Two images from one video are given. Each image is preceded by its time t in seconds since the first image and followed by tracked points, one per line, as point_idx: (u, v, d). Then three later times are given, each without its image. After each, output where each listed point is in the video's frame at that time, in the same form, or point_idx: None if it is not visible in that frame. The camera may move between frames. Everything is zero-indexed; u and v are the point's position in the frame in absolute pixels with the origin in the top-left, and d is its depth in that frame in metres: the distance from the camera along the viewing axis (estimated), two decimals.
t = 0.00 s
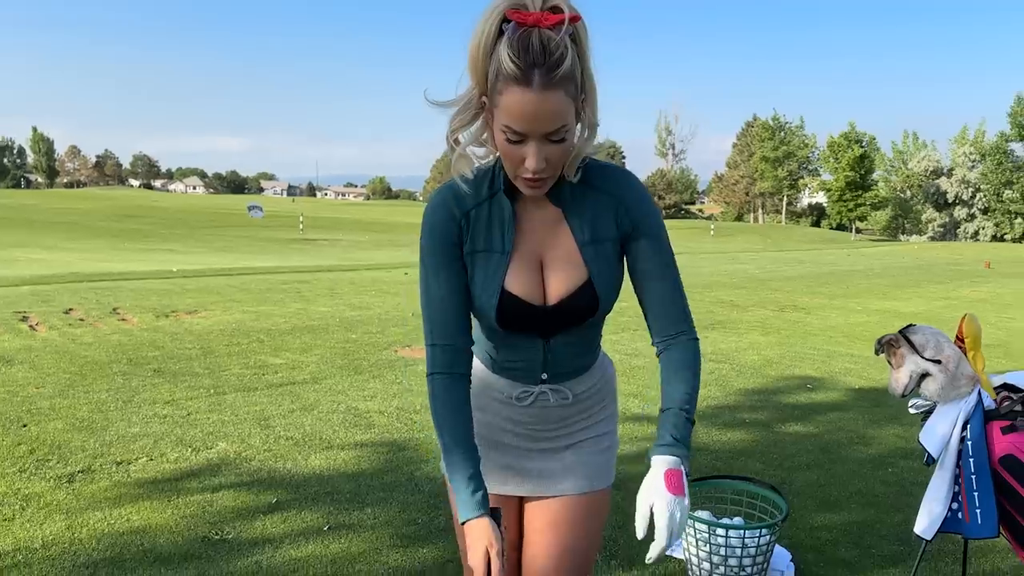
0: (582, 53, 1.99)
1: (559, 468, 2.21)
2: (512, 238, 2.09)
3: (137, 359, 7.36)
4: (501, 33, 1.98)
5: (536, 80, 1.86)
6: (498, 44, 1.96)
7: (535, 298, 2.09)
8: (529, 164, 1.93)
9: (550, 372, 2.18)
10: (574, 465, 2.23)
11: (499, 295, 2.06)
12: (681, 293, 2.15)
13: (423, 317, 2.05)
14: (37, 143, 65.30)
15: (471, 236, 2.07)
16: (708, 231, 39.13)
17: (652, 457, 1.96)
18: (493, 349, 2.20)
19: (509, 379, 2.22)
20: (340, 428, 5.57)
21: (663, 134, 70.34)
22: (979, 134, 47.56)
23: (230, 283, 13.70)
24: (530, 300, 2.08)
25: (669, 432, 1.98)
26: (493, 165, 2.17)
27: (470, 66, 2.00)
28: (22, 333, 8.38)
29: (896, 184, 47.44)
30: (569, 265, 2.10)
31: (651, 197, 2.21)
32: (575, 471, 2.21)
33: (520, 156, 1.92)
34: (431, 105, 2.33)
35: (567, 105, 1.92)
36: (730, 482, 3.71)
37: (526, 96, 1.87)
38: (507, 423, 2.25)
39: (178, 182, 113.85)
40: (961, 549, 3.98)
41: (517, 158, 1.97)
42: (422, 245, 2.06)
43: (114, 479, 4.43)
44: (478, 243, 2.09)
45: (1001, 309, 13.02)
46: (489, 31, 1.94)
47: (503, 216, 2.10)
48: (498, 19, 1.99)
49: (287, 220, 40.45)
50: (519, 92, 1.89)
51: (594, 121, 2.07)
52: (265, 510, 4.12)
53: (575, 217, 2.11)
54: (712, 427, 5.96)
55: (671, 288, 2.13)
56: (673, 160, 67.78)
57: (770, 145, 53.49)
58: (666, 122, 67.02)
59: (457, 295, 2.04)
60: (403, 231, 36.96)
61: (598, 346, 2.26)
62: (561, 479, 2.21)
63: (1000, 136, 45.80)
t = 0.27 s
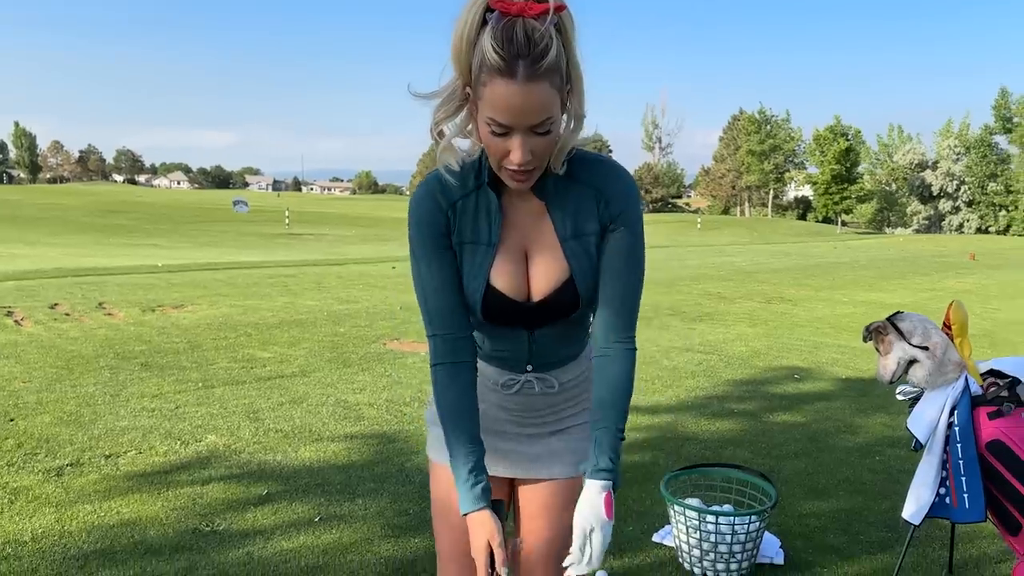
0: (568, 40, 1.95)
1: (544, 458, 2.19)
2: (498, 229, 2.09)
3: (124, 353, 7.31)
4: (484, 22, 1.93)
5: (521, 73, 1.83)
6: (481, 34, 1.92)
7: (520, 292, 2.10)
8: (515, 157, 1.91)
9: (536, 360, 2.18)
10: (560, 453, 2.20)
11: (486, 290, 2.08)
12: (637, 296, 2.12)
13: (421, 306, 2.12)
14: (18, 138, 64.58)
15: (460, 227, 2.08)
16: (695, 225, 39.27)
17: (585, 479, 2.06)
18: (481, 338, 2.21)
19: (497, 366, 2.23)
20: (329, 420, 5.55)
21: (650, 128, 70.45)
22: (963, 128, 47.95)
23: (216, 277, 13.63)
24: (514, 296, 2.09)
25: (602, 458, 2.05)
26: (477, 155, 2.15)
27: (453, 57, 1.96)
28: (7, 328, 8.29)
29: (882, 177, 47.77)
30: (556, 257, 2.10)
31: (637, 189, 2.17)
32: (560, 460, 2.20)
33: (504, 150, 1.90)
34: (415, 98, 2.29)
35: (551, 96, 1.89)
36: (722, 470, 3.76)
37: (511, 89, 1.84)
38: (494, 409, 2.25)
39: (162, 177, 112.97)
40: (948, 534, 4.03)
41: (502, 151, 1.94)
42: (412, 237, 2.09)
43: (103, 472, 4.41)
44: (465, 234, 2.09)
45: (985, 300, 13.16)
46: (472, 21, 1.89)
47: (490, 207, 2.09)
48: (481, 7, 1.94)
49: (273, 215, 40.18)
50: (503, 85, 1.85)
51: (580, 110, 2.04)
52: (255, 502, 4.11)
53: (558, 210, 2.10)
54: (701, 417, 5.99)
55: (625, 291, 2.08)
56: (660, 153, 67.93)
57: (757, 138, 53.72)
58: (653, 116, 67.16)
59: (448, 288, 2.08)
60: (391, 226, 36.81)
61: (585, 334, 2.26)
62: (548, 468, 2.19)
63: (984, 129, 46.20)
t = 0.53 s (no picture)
0: (534, 31, 1.90)
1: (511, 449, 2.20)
2: (465, 226, 2.03)
3: (113, 349, 7.27)
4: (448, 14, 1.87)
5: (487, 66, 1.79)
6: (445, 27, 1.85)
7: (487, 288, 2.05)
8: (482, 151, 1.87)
9: (502, 357, 2.14)
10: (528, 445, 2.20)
11: (453, 291, 2.02)
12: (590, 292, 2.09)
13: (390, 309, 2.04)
14: (3, 134, 63.97)
15: (428, 226, 2.01)
16: (685, 218, 39.36)
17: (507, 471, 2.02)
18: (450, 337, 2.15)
19: (461, 364, 2.16)
20: (321, 413, 5.54)
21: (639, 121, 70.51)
22: (950, 120, 48.25)
23: (206, 273, 13.57)
24: (481, 295, 2.04)
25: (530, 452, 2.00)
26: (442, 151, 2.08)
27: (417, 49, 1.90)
28: None
29: (870, 169, 48.01)
30: (520, 251, 2.05)
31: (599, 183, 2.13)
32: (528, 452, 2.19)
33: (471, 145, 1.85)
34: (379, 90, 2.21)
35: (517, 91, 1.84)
36: (715, 459, 3.79)
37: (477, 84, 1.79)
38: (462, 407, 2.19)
39: (148, 173, 112.17)
40: (937, 521, 4.06)
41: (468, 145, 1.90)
42: (379, 237, 2.00)
43: (94, 467, 4.39)
44: (433, 233, 2.03)
45: (972, 290, 13.29)
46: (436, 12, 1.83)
47: (456, 204, 2.02)
48: None
49: (261, 210, 39.99)
50: (469, 80, 1.81)
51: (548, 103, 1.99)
52: (247, 495, 4.10)
53: (520, 206, 2.04)
54: (692, 408, 6.01)
55: (574, 288, 2.04)
56: (649, 147, 68.02)
57: (745, 131, 53.86)
58: (642, 110, 67.21)
59: (418, 289, 2.00)
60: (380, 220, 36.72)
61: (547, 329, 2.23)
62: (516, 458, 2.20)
63: (970, 121, 46.52)
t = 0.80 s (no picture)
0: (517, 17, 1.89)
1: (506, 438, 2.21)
2: (450, 214, 2.03)
3: (105, 345, 7.23)
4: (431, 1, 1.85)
5: (472, 56, 1.79)
6: (429, 15, 1.84)
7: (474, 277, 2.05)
8: (469, 141, 1.87)
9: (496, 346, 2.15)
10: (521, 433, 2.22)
11: (439, 279, 2.02)
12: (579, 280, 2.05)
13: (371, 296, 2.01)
14: None
15: (413, 214, 2.00)
16: (676, 211, 39.43)
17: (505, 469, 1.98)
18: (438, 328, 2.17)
19: (453, 355, 2.18)
20: (315, 407, 5.54)
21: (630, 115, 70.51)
22: (939, 112, 48.43)
23: (197, 269, 13.52)
24: (467, 282, 2.04)
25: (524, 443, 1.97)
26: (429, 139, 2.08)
27: (400, 39, 1.88)
28: None
29: (860, 162, 48.15)
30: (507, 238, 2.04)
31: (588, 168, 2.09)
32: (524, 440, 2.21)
33: (459, 134, 1.86)
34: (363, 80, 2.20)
35: (505, 78, 1.83)
36: (708, 449, 3.80)
37: (462, 73, 1.78)
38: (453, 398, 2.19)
39: (137, 170, 111.51)
40: (928, 507, 4.10)
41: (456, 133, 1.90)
42: (363, 225, 1.99)
43: (88, 462, 4.38)
44: (418, 221, 2.02)
45: (962, 280, 13.38)
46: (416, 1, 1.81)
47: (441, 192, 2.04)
48: None
49: (251, 206, 39.81)
50: (455, 68, 1.80)
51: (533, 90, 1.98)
52: (243, 489, 4.10)
53: (506, 193, 2.03)
54: (685, 399, 6.04)
55: (562, 276, 2.00)
56: (640, 141, 68.06)
57: (736, 125, 53.95)
58: (633, 104, 67.22)
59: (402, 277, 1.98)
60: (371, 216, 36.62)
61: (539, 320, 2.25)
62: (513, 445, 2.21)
63: (959, 113, 46.73)
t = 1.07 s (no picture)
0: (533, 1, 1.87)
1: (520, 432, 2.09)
2: (460, 189, 2.00)
3: (100, 341, 7.22)
4: None
5: (496, 43, 1.77)
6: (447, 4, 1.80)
7: (482, 257, 2.00)
8: (494, 126, 1.87)
9: (508, 336, 2.01)
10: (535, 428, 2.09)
11: (443, 253, 1.98)
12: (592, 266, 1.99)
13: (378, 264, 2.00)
14: None
15: (423, 186, 1.99)
16: (670, 206, 39.46)
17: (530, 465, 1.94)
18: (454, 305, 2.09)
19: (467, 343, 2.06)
20: (312, 402, 5.53)
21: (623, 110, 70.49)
22: (932, 106, 48.53)
23: (190, 265, 13.48)
24: (473, 259, 1.99)
25: (543, 441, 1.93)
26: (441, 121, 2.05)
27: (416, 28, 1.84)
28: None
29: (853, 156, 48.23)
30: (514, 221, 2.00)
31: (599, 155, 2.04)
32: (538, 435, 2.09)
33: (485, 121, 1.85)
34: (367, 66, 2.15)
35: (526, 62, 1.82)
36: (706, 440, 3.82)
37: (487, 60, 1.77)
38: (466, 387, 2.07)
39: (129, 167, 111.02)
40: (924, 496, 4.12)
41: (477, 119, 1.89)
42: (377, 196, 2.00)
43: (84, 458, 4.37)
44: (428, 195, 2.00)
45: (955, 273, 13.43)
46: None
47: (454, 166, 2.01)
48: None
49: (244, 203, 39.70)
50: (478, 55, 1.79)
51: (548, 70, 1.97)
52: (240, 483, 4.10)
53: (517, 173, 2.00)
54: (682, 392, 6.05)
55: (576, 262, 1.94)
56: (634, 136, 68.05)
57: (729, 119, 53.98)
58: (626, 99, 67.20)
59: (411, 246, 1.97)
60: (365, 212, 36.54)
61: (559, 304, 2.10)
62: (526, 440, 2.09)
63: (952, 107, 46.84)
